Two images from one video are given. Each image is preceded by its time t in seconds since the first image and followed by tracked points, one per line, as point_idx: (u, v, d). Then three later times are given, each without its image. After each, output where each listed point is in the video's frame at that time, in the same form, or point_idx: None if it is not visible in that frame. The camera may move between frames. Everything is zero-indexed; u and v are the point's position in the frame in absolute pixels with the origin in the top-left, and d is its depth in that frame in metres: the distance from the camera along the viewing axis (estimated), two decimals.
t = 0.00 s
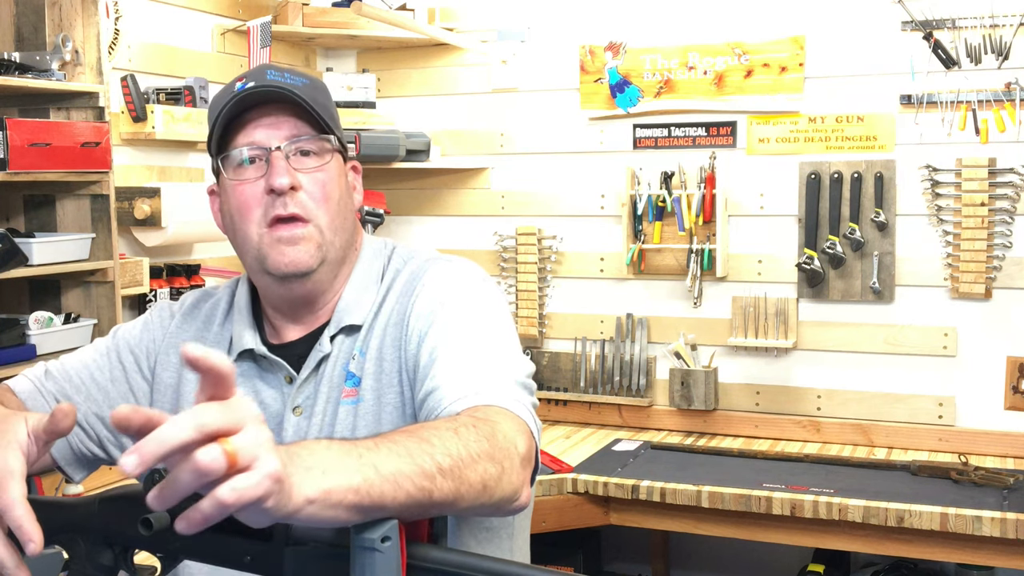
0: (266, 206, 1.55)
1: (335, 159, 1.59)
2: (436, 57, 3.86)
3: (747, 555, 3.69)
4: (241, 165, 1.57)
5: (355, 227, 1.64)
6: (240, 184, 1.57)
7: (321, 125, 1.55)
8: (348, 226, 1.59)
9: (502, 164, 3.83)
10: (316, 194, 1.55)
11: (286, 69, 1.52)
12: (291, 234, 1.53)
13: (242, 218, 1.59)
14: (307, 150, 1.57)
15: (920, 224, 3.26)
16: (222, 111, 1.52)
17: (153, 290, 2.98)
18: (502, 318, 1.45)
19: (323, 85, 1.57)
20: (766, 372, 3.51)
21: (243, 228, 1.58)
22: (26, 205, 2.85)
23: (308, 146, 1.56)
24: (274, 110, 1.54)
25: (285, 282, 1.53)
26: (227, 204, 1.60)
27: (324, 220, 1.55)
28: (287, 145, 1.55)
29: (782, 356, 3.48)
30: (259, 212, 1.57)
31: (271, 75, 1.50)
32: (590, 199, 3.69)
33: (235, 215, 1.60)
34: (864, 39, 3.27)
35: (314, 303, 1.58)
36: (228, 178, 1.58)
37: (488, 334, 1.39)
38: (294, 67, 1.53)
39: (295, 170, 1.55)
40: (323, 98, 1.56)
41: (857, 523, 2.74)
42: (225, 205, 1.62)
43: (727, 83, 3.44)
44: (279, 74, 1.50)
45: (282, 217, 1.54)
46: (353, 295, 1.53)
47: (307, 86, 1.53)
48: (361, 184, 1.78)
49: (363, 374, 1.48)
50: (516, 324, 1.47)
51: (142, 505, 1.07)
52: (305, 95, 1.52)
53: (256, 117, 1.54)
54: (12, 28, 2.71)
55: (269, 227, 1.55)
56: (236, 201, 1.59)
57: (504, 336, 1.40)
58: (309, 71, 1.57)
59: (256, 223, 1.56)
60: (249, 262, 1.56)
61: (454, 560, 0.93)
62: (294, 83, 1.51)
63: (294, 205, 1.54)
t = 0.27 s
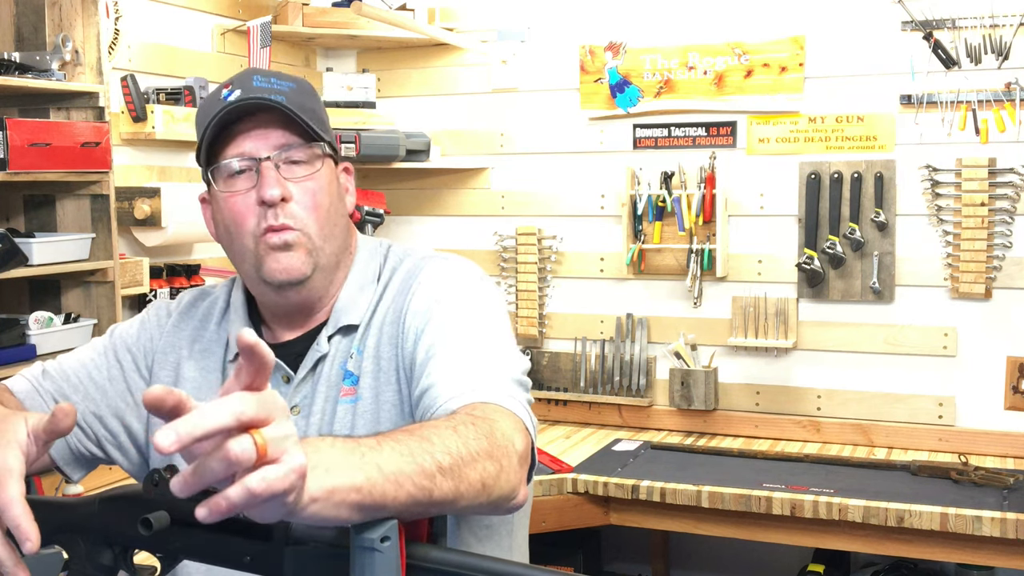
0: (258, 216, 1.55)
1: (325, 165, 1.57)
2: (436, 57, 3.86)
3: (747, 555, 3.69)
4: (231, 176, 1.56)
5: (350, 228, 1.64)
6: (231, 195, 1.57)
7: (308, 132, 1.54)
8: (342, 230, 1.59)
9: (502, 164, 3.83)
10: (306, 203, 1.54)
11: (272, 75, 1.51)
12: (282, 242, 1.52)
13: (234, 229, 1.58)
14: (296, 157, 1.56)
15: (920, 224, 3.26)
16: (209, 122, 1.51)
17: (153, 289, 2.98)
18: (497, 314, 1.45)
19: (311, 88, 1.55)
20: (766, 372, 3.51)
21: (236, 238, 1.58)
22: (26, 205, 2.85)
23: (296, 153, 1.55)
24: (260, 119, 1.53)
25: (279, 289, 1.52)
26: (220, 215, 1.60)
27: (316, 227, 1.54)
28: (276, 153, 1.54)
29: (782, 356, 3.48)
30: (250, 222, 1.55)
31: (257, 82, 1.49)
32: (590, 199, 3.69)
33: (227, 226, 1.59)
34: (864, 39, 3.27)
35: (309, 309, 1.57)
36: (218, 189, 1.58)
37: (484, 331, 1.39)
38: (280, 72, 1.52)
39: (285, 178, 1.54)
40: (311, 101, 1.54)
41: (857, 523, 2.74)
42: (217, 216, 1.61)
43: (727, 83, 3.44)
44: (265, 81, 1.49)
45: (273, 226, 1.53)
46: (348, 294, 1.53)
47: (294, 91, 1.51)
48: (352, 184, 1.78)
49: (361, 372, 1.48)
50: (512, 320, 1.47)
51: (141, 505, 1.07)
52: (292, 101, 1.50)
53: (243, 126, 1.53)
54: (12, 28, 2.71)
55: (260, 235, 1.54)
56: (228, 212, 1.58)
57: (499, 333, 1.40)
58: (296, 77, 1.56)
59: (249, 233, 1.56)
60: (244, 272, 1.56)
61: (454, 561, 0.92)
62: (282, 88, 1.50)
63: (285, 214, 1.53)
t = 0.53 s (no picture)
0: (260, 219, 1.53)
1: (333, 172, 1.56)
2: (436, 57, 3.86)
3: (747, 555, 3.69)
4: (236, 176, 1.55)
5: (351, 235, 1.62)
6: (235, 196, 1.55)
7: (319, 141, 1.53)
8: (343, 238, 1.57)
9: (502, 164, 3.83)
10: (313, 209, 1.53)
11: (287, 80, 1.49)
12: (285, 248, 1.51)
13: (235, 231, 1.56)
14: (303, 163, 1.54)
15: (920, 224, 3.26)
16: (221, 126, 1.49)
17: (153, 289, 2.98)
18: (490, 312, 1.45)
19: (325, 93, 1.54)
20: (766, 372, 3.51)
21: (236, 238, 1.56)
22: (26, 205, 2.85)
23: (306, 159, 1.54)
24: (272, 125, 1.51)
25: (277, 294, 1.52)
26: (221, 214, 1.58)
27: (320, 234, 1.53)
28: (284, 159, 1.52)
29: (782, 356, 3.48)
30: (252, 227, 1.54)
31: (271, 84, 1.48)
32: (590, 199, 3.69)
33: (227, 227, 1.58)
34: (864, 39, 3.27)
35: (306, 313, 1.57)
36: (222, 189, 1.56)
37: (478, 330, 1.38)
38: (295, 75, 1.51)
39: (291, 183, 1.53)
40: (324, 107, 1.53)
41: (857, 523, 2.74)
42: (217, 214, 1.60)
43: (727, 83, 3.44)
44: (279, 83, 1.48)
45: (276, 232, 1.52)
46: (343, 295, 1.53)
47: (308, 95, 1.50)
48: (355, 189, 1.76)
49: (357, 373, 1.48)
50: (504, 320, 1.48)
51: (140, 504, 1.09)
52: (305, 106, 1.49)
53: (254, 131, 1.51)
54: (12, 28, 2.72)
55: (262, 239, 1.52)
56: (231, 214, 1.56)
57: (493, 331, 1.40)
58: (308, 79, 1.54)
59: (249, 235, 1.54)
60: (242, 273, 1.55)
61: (453, 560, 0.92)
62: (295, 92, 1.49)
63: (289, 219, 1.52)
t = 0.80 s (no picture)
0: (279, 215, 1.50)
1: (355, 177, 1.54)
2: (436, 57, 3.86)
3: (747, 555, 3.69)
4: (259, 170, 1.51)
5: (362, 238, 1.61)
6: (255, 188, 1.52)
7: (346, 146, 1.51)
8: (356, 242, 1.56)
9: (502, 164, 3.83)
10: (333, 212, 1.51)
11: (322, 81, 1.46)
12: (300, 247, 1.49)
13: (248, 223, 1.53)
14: (329, 165, 1.52)
15: (920, 224, 3.26)
16: (253, 118, 1.45)
17: (153, 289, 2.98)
18: (490, 311, 1.45)
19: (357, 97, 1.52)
20: (766, 372, 3.51)
21: (250, 231, 1.53)
22: (26, 206, 2.85)
23: (331, 163, 1.52)
24: (303, 124, 1.48)
25: (287, 292, 1.50)
26: (236, 204, 1.55)
27: (338, 238, 1.51)
28: (310, 159, 1.50)
29: (782, 356, 3.48)
30: (267, 221, 1.51)
31: (305, 82, 1.45)
32: (590, 199, 3.69)
33: (241, 217, 1.54)
34: (863, 39, 3.27)
35: (313, 313, 1.56)
36: (243, 181, 1.53)
37: (478, 329, 1.39)
38: (329, 76, 1.48)
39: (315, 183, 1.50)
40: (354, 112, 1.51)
41: (857, 523, 2.74)
42: (232, 202, 1.56)
43: (727, 83, 3.44)
44: (315, 83, 1.45)
45: (293, 229, 1.49)
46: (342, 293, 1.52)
47: (341, 98, 1.48)
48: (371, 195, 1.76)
49: (354, 372, 1.48)
50: (504, 317, 1.48)
51: (142, 505, 1.11)
52: (337, 109, 1.47)
53: (285, 127, 1.48)
54: (12, 28, 2.71)
55: (277, 236, 1.50)
56: (247, 206, 1.53)
57: (492, 329, 1.41)
58: (342, 82, 1.51)
59: (264, 230, 1.52)
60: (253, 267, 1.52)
61: (454, 560, 0.93)
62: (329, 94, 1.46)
63: (309, 219, 1.49)
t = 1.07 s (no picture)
0: (288, 215, 1.50)
1: (363, 177, 1.54)
2: (436, 57, 3.86)
3: (747, 555, 3.69)
4: (267, 170, 1.51)
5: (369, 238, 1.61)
6: (263, 188, 1.51)
7: (355, 144, 1.51)
8: (364, 242, 1.56)
9: (502, 164, 3.83)
10: (342, 211, 1.51)
11: (330, 80, 1.47)
12: (308, 245, 1.48)
13: (256, 223, 1.52)
14: (337, 164, 1.52)
15: (920, 224, 3.26)
16: (262, 117, 1.44)
17: (153, 289, 2.98)
18: (496, 316, 1.46)
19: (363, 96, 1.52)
20: (766, 372, 3.51)
21: (258, 231, 1.53)
22: (26, 205, 2.85)
23: (339, 161, 1.52)
24: (311, 122, 1.48)
25: (296, 292, 1.50)
26: (243, 204, 1.54)
27: (346, 237, 1.51)
28: (319, 158, 1.50)
29: (782, 356, 3.48)
30: (276, 220, 1.50)
31: (312, 81, 1.45)
32: (590, 199, 3.69)
33: (249, 217, 1.53)
34: (863, 38, 3.27)
35: (320, 313, 1.55)
36: (251, 180, 1.52)
37: (484, 332, 1.39)
38: (336, 75, 1.49)
39: (323, 182, 1.50)
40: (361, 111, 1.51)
41: (856, 523, 2.74)
42: (239, 202, 1.55)
43: (727, 83, 3.44)
44: (322, 82, 1.45)
45: (302, 228, 1.49)
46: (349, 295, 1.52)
47: (348, 97, 1.48)
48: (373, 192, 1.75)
49: (359, 374, 1.49)
50: (508, 321, 1.49)
51: (142, 506, 1.13)
52: (345, 108, 1.47)
53: (294, 126, 1.47)
54: (12, 28, 2.71)
55: (285, 235, 1.50)
56: (255, 206, 1.51)
57: (498, 334, 1.41)
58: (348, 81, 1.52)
59: (273, 229, 1.51)
60: (261, 267, 1.52)
61: (455, 560, 0.93)
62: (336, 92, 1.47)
63: (318, 218, 1.49)
